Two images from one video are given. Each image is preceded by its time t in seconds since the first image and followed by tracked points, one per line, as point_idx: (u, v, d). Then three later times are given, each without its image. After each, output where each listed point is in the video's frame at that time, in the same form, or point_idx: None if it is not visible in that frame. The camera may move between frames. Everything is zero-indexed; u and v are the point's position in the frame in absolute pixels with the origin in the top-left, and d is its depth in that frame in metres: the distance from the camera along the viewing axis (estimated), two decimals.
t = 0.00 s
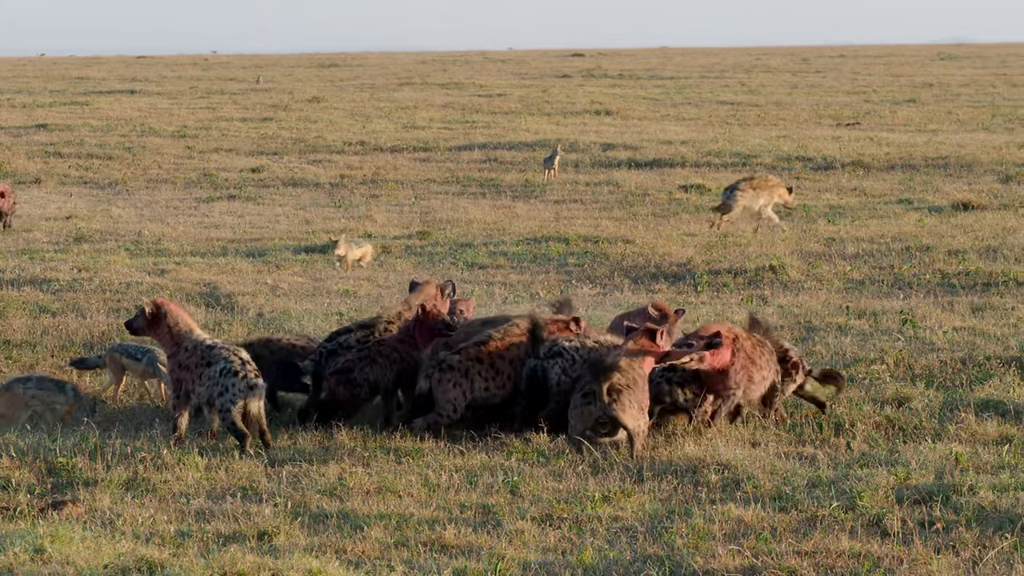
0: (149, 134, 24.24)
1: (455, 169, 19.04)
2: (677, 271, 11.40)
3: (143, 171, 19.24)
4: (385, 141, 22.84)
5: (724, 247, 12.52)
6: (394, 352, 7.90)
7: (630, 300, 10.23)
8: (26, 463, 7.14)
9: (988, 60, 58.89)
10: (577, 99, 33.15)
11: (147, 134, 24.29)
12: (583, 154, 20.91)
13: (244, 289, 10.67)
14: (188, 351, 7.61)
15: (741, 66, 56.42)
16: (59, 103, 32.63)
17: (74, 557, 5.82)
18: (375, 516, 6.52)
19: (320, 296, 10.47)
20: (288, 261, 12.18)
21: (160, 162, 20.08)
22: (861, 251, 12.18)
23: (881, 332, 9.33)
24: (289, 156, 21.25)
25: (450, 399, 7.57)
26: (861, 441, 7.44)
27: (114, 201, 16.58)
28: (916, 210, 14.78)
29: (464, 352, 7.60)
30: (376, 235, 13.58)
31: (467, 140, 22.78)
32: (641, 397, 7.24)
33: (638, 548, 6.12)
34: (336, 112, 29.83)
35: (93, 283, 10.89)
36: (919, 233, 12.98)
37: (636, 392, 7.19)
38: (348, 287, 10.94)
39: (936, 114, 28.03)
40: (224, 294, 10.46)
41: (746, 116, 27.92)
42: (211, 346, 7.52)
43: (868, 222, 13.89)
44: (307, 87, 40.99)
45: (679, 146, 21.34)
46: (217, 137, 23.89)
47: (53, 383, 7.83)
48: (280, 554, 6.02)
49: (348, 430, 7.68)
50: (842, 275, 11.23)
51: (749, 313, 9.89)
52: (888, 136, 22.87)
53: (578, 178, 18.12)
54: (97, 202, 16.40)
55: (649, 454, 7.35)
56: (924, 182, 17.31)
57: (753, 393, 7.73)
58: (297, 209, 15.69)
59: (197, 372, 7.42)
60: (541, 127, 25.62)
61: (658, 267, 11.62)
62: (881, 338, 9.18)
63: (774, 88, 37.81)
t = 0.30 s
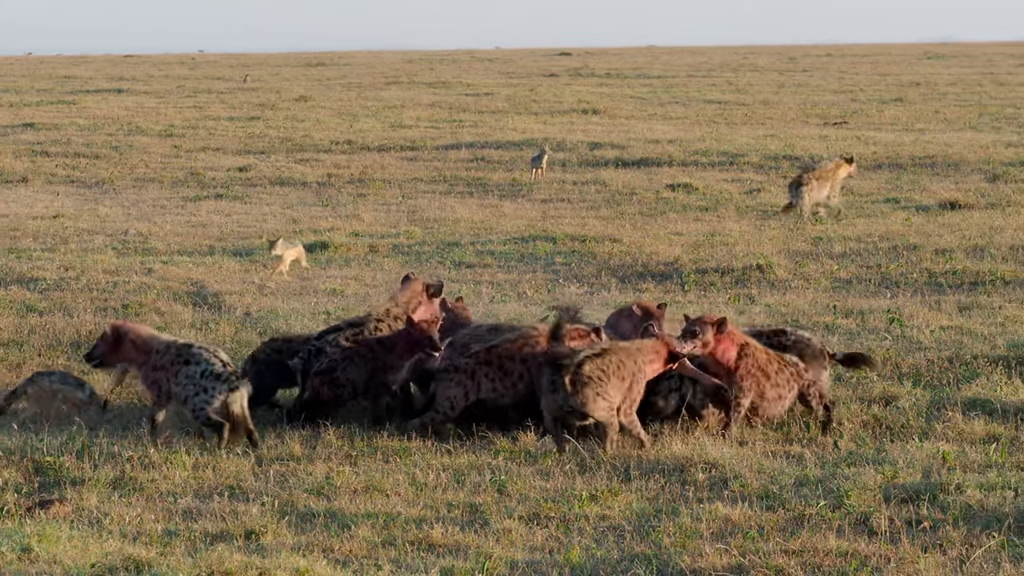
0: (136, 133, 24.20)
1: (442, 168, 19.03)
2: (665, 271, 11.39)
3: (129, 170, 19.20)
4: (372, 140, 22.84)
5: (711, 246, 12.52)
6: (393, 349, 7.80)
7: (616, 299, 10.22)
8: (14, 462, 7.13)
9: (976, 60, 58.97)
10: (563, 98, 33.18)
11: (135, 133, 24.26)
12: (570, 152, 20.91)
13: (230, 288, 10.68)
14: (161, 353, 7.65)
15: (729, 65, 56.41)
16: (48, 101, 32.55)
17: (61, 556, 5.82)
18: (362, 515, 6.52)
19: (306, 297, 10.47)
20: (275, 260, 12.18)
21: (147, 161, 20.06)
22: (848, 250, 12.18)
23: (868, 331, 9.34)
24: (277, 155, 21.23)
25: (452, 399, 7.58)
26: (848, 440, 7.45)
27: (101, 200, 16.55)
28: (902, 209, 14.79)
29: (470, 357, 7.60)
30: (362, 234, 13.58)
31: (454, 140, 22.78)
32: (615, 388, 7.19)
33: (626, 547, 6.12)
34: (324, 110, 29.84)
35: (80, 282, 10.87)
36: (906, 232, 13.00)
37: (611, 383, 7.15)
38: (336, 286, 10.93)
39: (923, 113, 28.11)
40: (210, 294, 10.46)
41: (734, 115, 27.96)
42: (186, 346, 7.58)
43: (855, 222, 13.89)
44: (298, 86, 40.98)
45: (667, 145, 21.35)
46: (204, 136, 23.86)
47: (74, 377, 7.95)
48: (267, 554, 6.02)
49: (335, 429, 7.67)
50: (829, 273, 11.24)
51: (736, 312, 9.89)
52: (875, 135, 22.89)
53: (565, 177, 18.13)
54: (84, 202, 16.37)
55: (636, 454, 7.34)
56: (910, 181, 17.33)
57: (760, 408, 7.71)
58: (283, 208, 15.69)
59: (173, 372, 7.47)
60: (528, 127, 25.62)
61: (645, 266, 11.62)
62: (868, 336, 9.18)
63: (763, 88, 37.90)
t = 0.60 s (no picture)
0: (122, 131, 24.22)
1: (427, 166, 19.07)
2: (650, 268, 11.40)
3: (114, 168, 19.22)
4: (358, 138, 22.86)
5: (696, 243, 12.54)
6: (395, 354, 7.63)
7: (600, 295, 10.24)
8: None
9: (963, 58, 59.11)
10: (549, 96, 33.28)
11: (120, 131, 24.29)
12: (556, 150, 20.94)
13: (215, 287, 10.72)
14: (64, 359, 7.58)
15: (716, 63, 56.47)
16: (35, 99, 32.52)
17: (46, 554, 5.81)
18: (348, 513, 6.52)
19: (291, 295, 10.49)
20: (260, 258, 12.20)
21: (133, 159, 20.08)
22: (833, 248, 12.19)
23: (853, 327, 9.35)
24: (262, 153, 21.26)
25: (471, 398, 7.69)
26: (833, 438, 7.47)
27: (87, 197, 16.57)
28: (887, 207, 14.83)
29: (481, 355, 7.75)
30: (347, 232, 13.60)
31: (440, 137, 22.83)
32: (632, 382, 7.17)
33: (611, 545, 6.12)
34: (310, 108, 29.89)
35: (66, 280, 10.88)
36: (891, 230, 13.03)
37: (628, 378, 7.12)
38: (321, 284, 10.96)
39: (910, 111, 28.19)
40: (196, 292, 10.52)
41: (720, 113, 27.99)
42: (94, 356, 7.61)
43: (840, 220, 13.90)
44: (289, 85, 40.97)
45: (652, 143, 21.39)
46: (190, 134, 23.88)
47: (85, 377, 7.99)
48: (252, 551, 6.02)
49: (319, 427, 7.66)
50: (814, 271, 11.25)
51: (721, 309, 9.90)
52: (861, 133, 22.95)
53: (551, 175, 18.15)
54: (71, 200, 16.38)
55: (620, 451, 7.33)
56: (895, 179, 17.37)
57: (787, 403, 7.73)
58: (267, 206, 15.70)
59: (89, 382, 7.56)
60: (514, 125, 25.67)
61: (629, 263, 11.64)
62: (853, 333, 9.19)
63: (751, 86, 37.98)
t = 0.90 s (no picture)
0: (107, 128, 24.21)
1: (412, 163, 19.09)
2: (636, 265, 11.41)
3: (99, 165, 19.21)
4: (343, 134, 22.86)
5: (681, 240, 12.54)
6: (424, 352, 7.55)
7: (585, 292, 10.25)
8: None
9: (946, 54, 59.23)
10: (534, 92, 33.31)
11: (106, 128, 24.27)
12: (541, 147, 20.93)
13: (201, 284, 10.75)
14: None
15: (698, 59, 56.44)
16: (22, 96, 32.47)
17: (31, 551, 5.80)
18: (334, 510, 6.52)
19: (277, 292, 10.50)
20: (245, 254, 12.20)
21: (119, 156, 20.07)
22: (820, 245, 12.20)
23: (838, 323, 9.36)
24: (248, 150, 21.25)
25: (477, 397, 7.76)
26: (819, 435, 7.48)
27: (72, 194, 16.56)
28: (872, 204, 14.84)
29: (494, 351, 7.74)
30: (332, 229, 13.61)
31: (426, 134, 22.83)
32: (648, 380, 7.15)
33: (597, 542, 6.12)
34: (297, 105, 29.89)
35: (52, 277, 10.88)
36: (877, 227, 13.03)
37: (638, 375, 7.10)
38: (307, 280, 10.98)
39: (896, 107, 28.21)
40: (182, 289, 10.56)
41: (705, 110, 28.01)
42: None
43: (826, 216, 13.89)
44: (277, 81, 40.92)
45: (638, 139, 21.39)
46: (176, 131, 23.88)
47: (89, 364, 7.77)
48: (238, 548, 6.02)
49: (306, 425, 7.65)
50: (800, 268, 11.26)
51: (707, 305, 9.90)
52: (847, 130, 22.97)
53: (537, 172, 18.16)
54: (56, 197, 16.38)
55: (606, 448, 7.34)
56: (881, 176, 17.40)
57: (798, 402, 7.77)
58: (252, 203, 15.69)
59: None
60: (500, 121, 25.67)
61: (615, 260, 11.65)
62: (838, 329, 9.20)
63: (737, 82, 38.03)
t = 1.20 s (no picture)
0: (92, 125, 24.19)
1: (398, 160, 19.10)
2: (622, 262, 11.42)
3: (84, 161, 19.21)
4: (330, 131, 22.86)
5: (667, 236, 12.55)
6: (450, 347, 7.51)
7: (571, 290, 10.26)
8: None
9: (929, 51, 59.25)
10: (519, 89, 33.35)
11: (92, 125, 24.26)
12: (528, 143, 20.92)
13: (187, 281, 10.77)
14: None
15: (686, 56, 56.48)
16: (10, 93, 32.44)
17: (17, 547, 5.78)
18: (320, 507, 6.52)
19: (263, 289, 10.52)
20: (232, 250, 12.20)
21: (105, 153, 20.08)
22: (806, 241, 12.21)
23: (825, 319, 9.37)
24: (234, 146, 21.26)
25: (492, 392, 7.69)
26: (806, 432, 7.50)
27: (58, 191, 16.55)
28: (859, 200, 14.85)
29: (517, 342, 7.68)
30: (318, 225, 13.61)
31: (413, 131, 22.85)
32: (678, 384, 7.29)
33: (585, 538, 6.12)
34: (283, 102, 29.91)
35: (38, 274, 10.88)
36: (864, 223, 13.05)
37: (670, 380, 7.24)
38: (293, 277, 11.00)
39: (883, 104, 28.23)
40: (168, 286, 10.58)
41: (692, 106, 28.01)
42: None
43: (812, 212, 13.90)
44: (263, 78, 40.88)
45: (624, 136, 21.40)
46: (162, 128, 23.87)
47: (100, 360, 7.84)
48: (225, 545, 6.01)
49: (291, 424, 7.65)
50: (787, 264, 11.26)
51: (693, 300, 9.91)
52: (832, 126, 22.99)
53: (523, 168, 18.16)
54: (42, 193, 16.38)
55: (594, 444, 7.36)
56: (867, 172, 17.41)
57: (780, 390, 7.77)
58: (238, 200, 15.69)
59: None
60: (486, 118, 25.69)
61: (601, 257, 11.66)
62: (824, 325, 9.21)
63: (723, 79, 38.08)
